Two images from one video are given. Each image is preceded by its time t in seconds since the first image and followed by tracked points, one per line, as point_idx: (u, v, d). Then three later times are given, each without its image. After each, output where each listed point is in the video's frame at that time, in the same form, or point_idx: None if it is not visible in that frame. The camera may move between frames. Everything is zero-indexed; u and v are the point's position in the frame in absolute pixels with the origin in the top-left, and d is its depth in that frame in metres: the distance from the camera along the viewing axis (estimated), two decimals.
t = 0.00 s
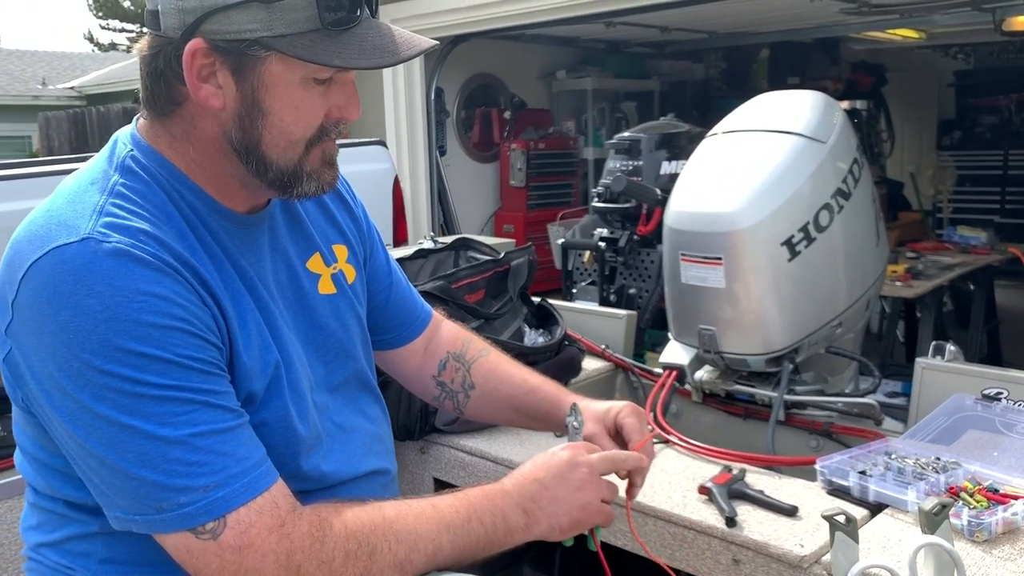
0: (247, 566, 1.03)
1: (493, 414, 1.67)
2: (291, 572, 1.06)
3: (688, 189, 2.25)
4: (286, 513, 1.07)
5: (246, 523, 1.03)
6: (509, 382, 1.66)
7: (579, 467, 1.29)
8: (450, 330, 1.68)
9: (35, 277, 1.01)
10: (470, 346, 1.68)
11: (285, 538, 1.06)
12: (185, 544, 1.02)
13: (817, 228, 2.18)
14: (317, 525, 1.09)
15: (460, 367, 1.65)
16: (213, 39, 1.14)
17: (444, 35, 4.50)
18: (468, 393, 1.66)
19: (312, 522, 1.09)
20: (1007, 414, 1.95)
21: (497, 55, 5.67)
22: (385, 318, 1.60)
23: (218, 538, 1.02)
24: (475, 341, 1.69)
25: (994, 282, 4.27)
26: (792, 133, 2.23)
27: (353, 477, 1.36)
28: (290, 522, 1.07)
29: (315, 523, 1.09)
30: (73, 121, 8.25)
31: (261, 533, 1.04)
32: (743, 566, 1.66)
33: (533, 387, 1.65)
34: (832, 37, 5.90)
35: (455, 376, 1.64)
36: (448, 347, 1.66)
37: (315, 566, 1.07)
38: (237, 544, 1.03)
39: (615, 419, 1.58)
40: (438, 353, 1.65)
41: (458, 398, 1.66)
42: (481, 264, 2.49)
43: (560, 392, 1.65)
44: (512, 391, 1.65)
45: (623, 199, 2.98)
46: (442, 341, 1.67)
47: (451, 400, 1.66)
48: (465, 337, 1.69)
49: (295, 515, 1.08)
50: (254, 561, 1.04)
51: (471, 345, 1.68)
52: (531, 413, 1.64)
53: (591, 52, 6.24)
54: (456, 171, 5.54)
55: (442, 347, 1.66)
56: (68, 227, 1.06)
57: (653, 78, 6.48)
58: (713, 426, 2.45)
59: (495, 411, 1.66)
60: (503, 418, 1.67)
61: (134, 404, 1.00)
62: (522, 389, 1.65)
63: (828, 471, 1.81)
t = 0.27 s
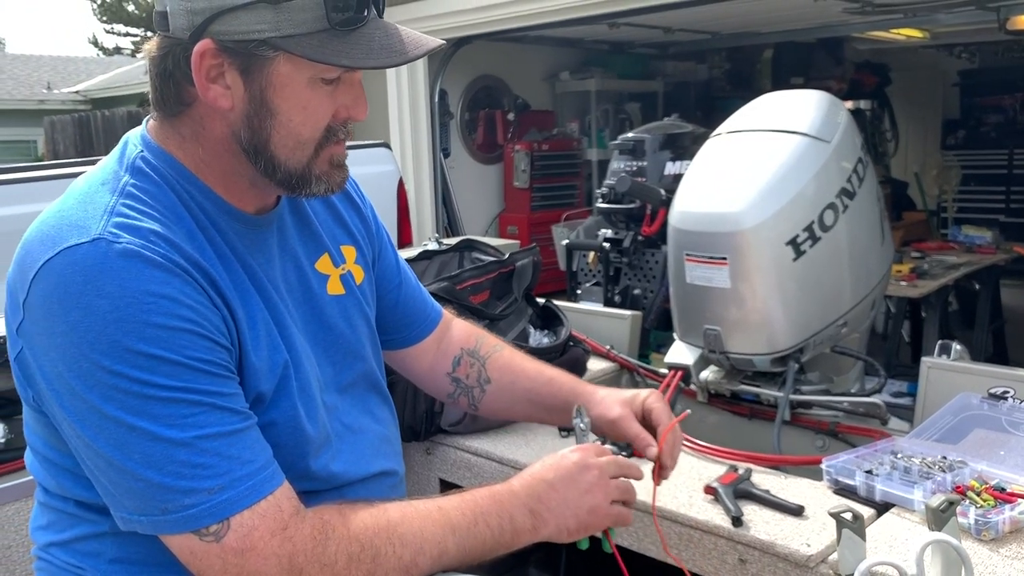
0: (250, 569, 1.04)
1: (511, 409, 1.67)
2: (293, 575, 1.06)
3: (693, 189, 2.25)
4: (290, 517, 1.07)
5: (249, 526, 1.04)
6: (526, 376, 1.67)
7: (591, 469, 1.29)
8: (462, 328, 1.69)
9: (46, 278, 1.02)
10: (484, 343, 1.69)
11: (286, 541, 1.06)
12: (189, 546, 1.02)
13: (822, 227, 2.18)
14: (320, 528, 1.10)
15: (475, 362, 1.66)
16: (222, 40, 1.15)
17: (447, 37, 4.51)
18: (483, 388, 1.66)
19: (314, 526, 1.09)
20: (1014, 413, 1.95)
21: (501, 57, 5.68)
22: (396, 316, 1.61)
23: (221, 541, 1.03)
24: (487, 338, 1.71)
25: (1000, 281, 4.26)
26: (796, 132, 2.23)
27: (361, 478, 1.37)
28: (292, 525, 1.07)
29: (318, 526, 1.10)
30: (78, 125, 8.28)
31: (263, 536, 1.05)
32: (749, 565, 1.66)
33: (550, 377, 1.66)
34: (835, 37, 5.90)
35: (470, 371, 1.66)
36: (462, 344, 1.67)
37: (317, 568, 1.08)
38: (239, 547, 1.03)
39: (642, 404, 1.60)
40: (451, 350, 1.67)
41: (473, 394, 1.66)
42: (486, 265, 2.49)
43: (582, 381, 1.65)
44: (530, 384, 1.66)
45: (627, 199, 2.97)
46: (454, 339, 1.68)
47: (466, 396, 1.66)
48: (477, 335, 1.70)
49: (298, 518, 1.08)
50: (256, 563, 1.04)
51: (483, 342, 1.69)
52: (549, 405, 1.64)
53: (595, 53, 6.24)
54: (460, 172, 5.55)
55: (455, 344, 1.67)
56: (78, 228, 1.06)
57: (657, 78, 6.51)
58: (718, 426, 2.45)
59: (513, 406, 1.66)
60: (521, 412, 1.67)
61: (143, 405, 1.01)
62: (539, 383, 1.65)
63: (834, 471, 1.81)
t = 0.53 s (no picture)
0: (256, 569, 1.04)
1: (518, 405, 1.66)
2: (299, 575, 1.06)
3: (698, 185, 2.24)
4: (295, 517, 1.07)
5: (254, 527, 1.04)
6: (533, 372, 1.66)
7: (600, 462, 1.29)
8: (468, 325, 1.69)
9: (55, 275, 1.02)
10: (490, 340, 1.69)
11: (291, 542, 1.06)
12: (195, 545, 1.02)
13: (828, 223, 2.17)
14: (325, 528, 1.09)
15: (482, 358, 1.66)
16: (230, 35, 1.14)
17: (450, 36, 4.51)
18: (492, 383, 1.66)
19: (320, 526, 1.09)
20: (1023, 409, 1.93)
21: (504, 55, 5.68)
22: (402, 313, 1.61)
23: (226, 541, 1.02)
24: (494, 335, 1.71)
25: (1006, 277, 4.25)
26: (802, 128, 2.23)
27: (368, 476, 1.37)
28: (298, 525, 1.07)
29: (323, 526, 1.09)
30: (83, 126, 8.31)
31: (268, 536, 1.04)
32: (756, 562, 1.66)
33: (558, 372, 1.66)
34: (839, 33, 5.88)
35: (478, 366, 1.65)
36: (469, 340, 1.67)
37: (323, 569, 1.07)
38: (244, 548, 1.03)
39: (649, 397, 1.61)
40: (458, 346, 1.66)
41: (481, 390, 1.66)
42: (491, 262, 2.49)
43: (590, 375, 1.66)
44: (537, 380, 1.65)
45: (631, 197, 2.96)
46: (461, 335, 1.68)
47: (474, 392, 1.66)
48: (483, 332, 1.70)
49: (304, 519, 1.08)
50: (261, 564, 1.04)
51: (490, 338, 1.70)
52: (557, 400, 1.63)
53: (598, 51, 6.24)
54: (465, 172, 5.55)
55: (462, 341, 1.67)
56: (86, 226, 1.07)
57: (660, 76, 6.50)
58: (724, 423, 2.45)
59: (521, 401, 1.65)
60: (529, 408, 1.66)
61: (151, 404, 1.01)
62: (547, 378, 1.65)
63: (842, 467, 1.80)
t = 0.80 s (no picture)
0: (266, 561, 1.03)
1: (514, 411, 1.65)
2: (308, 568, 1.05)
3: (698, 181, 2.23)
4: (304, 508, 1.07)
5: (263, 518, 1.03)
6: (532, 380, 1.65)
7: (603, 463, 1.29)
8: (469, 328, 1.68)
9: (54, 271, 1.02)
10: (491, 344, 1.68)
11: (302, 533, 1.05)
12: (203, 538, 1.02)
13: (829, 218, 2.17)
14: (334, 520, 1.09)
15: (481, 364, 1.65)
16: (223, 28, 1.14)
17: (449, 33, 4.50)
18: (488, 389, 1.64)
19: (328, 517, 1.09)
20: None
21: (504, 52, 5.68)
22: (402, 316, 1.59)
23: (235, 532, 1.02)
24: (494, 339, 1.69)
25: (1008, 274, 4.23)
26: (802, 123, 2.22)
27: (372, 473, 1.36)
28: (307, 516, 1.07)
29: (332, 518, 1.09)
30: (83, 125, 8.31)
31: (278, 528, 1.04)
32: (759, 558, 1.66)
33: (556, 382, 1.64)
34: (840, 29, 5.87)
35: (475, 372, 1.64)
36: (468, 344, 1.66)
37: (333, 563, 1.07)
38: (255, 539, 1.03)
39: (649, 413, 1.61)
40: (457, 351, 1.65)
41: (478, 394, 1.64)
42: (491, 260, 2.48)
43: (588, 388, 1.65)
44: (535, 389, 1.64)
45: (632, 193, 2.95)
46: (461, 339, 1.66)
47: (471, 396, 1.64)
48: (484, 336, 1.68)
49: (312, 510, 1.08)
50: (272, 555, 1.03)
51: (490, 343, 1.67)
52: (553, 410, 1.63)
53: (598, 48, 6.24)
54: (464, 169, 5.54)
55: (461, 345, 1.66)
56: (86, 221, 1.06)
57: (661, 73, 6.49)
58: (726, 420, 2.44)
59: (516, 408, 1.64)
60: (524, 415, 1.65)
61: (154, 397, 1.00)
62: (544, 388, 1.64)
63: (844, 463, 1.80)
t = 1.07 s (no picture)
0: (265, 558, 1.03)
1: (533, 395, 1.66)
2: (308, 565, 1.05)
3: (698, 180, 2.23)
4: (303, 505, 1.06)
5: (262, 516, 1.03)
6: (549, 363, 1.65)
7: (604, 464, 1.28)
8: (484, 313, 1.67)
9: (49, 269, 1.01)
10: (507, 328, 1.67)
11: (301, 530, 1.05)
12: (201, 536, 1.01)
13: (829, 217, 2.16)
14: (334, 517, 1.09)
15: (498, 349, 1.65)
16: (204, 20, 1.14)
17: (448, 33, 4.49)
18: (507, 373, 1.65)
19: (328, 514, 1.08)
20: None
21: (503, 51, 5.67)
22: (412, 305, 1.60)
23: (234, 530, 1.01)
24: (511, 323, 1.69)
25: (1007, 273, 4.23)
26: (802, 122, 2.22)
27: (371, 472, 1.36)
28: (307, 513, 1.06)
29: (332, 514, 1.09)
30: (82, 125, 8.30)
31: (277, 525, 1.03)
32: (759, 558, 1.65)
33: (575, 364, 1.64)
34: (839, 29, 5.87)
35: (493, 357, 1.64)
36: (484, 330, 1.65)
37: (333, 560, 1.06)
38: (254, 536, 1.02)
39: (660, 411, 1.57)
40: (473, 337, 1.65)
41: (497, 379, 1.65)
42: (491, 259, 2.49)
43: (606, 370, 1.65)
44: (553, 372, 1.64)
45: (632, 192, 2.96)
46: (477, 324, 1.66)
47: (490, 381, 1.65)
48: (500, 320, 1.68)
49: (312, 507, 1.07)
50: (271, 553, 1.03)
51: (507, 327, 1.67)
52: (571, 394, 1.63)
53: (597, 47, 6.25)
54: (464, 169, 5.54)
55: (478, 330, 1.66)
56: (81, 218, 1.06)
57: (660, 72, 6.49)
58: (726, 419, 2.43)
59: (535, 392, 1.65)
60: (543, 399, 1.65)
61: (149, 395, 1.00)
62: (563, 371, 1.64)
63: (844, 462, 1.80)
